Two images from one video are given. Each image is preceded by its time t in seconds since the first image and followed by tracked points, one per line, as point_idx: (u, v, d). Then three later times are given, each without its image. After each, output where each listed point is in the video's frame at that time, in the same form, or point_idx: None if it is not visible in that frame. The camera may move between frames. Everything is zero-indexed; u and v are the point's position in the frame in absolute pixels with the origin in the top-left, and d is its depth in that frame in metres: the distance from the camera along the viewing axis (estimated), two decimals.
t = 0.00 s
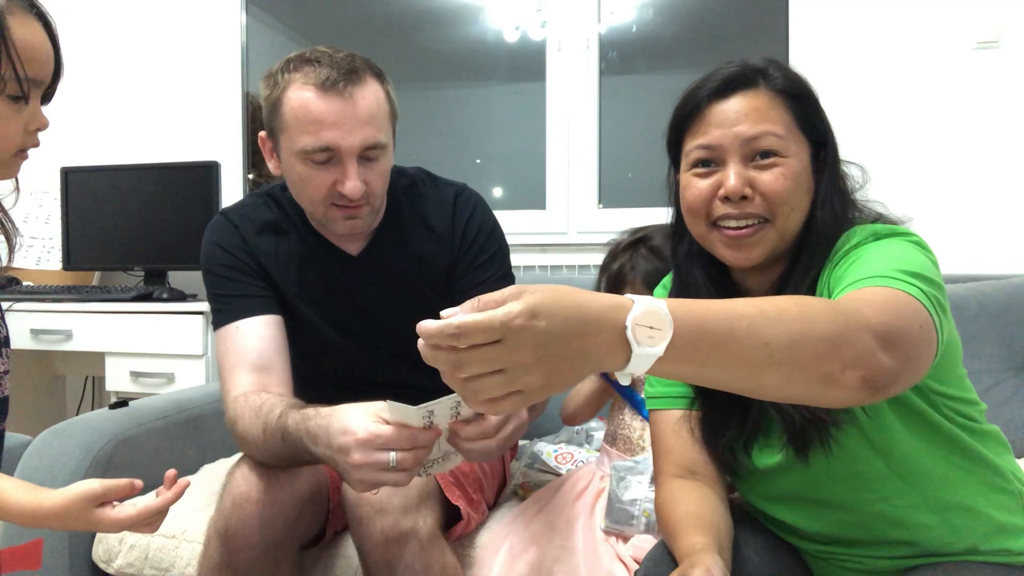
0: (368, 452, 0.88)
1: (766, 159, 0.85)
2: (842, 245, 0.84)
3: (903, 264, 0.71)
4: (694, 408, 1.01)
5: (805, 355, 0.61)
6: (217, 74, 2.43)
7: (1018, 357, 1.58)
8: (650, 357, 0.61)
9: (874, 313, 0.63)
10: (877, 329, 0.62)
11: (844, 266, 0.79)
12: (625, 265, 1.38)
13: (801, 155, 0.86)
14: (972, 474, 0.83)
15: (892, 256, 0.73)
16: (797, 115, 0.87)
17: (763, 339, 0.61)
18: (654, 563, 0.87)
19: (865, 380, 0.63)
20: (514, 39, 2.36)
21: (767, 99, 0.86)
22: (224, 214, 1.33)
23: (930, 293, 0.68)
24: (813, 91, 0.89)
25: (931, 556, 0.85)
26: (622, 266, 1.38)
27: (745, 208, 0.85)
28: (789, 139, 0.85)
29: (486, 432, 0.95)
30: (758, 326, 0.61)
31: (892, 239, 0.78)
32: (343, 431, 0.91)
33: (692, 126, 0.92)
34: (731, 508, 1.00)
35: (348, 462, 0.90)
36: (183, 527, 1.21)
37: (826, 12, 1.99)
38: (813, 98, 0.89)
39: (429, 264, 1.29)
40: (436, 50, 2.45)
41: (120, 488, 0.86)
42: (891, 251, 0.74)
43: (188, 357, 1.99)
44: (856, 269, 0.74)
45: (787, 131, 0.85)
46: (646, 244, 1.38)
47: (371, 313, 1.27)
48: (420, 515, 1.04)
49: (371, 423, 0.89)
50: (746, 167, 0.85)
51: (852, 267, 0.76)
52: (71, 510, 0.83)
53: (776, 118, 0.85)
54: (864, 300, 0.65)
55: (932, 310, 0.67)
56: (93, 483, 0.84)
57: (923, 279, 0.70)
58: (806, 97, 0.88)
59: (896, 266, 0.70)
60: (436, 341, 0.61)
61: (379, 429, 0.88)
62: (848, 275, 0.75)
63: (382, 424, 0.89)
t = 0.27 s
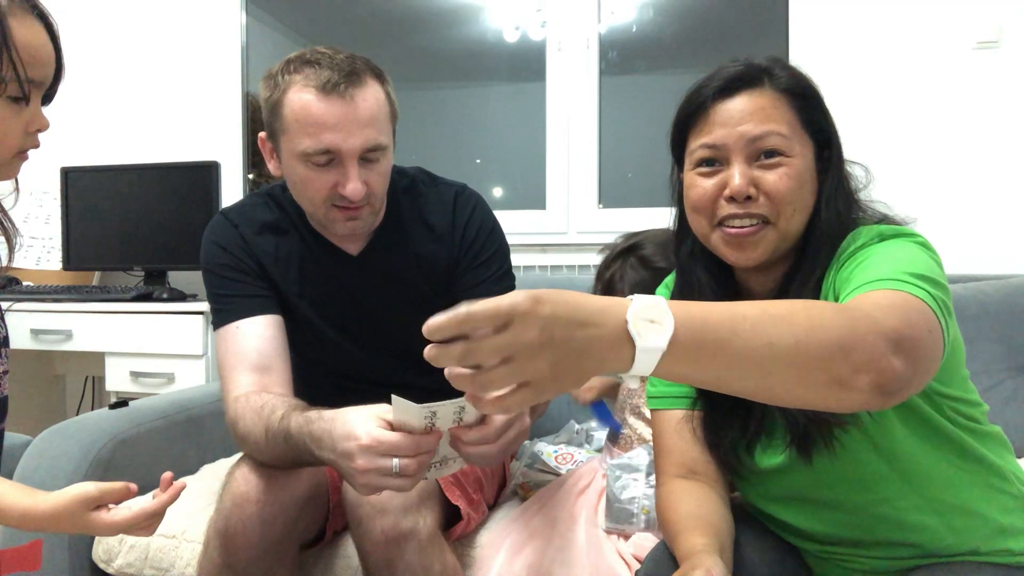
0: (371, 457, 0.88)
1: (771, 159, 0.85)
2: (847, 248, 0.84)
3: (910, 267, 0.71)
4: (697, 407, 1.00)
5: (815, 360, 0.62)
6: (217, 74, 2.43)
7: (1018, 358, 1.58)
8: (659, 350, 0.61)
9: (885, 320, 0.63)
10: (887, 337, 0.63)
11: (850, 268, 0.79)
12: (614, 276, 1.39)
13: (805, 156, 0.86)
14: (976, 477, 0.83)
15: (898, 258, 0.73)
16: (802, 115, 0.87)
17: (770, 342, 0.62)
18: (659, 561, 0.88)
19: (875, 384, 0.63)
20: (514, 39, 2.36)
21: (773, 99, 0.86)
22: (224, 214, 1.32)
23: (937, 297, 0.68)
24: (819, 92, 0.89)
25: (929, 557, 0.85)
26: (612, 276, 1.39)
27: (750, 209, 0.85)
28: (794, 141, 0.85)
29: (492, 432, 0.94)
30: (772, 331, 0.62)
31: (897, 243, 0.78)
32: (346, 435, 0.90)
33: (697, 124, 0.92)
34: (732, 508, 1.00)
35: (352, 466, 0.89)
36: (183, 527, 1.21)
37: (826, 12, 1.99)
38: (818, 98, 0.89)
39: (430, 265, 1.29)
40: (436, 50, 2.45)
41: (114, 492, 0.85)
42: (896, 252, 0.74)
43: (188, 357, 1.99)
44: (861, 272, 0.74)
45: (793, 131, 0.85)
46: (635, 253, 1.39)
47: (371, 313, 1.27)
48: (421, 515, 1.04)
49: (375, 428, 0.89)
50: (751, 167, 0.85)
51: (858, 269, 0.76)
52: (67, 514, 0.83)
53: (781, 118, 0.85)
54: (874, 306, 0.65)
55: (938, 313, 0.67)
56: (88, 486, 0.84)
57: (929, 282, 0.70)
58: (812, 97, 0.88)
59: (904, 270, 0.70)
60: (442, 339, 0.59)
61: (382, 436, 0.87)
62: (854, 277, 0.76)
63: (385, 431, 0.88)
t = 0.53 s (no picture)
0: (345, 469, 0.86)
1: (773, 159, 0.85)
2: (853, 250, 0.84)
3: (921, 266, 0.72)
4: (698, 407, 1.00)
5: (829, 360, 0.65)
6: (217, 74, 2.43)
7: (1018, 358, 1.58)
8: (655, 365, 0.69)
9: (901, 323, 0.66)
10: (902, 339, 0.65)
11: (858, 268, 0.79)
12: (616, 274, 1.38)
13: (808, 155, 0.86)
14: (979, 480, 0.83)
15: (905, 259, 0.74)
16: (805, 113, 0.87)
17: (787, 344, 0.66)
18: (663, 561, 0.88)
19: (893, 383, 0.65)
20: (514, 39, 2.36)
21: (774, 98, 0.86)
22: (223, 214, 1.32)
23: (947, 297, 0.70)
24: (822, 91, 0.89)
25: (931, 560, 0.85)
26: (613, 275, 1.39)
27: (753, 209, 0.85)
28: (796, 139, 0.85)
29: (495, 433, 0.96)
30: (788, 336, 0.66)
31: (905, 243, 0.78)
32: (320, 445, 0.88)
33: (699, 124, 0.92)
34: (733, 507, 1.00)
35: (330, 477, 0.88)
36: (183, 526, 1.21)
37: (826, 13, 1.99)
38: (820, 96, 0.89)
39: (431, 266, 1.29)
40: (436, 50, 2.45)
41: (108, 496, 0.85)
42: (906, 253, 0.75)
43: (188, 357, 1.99)
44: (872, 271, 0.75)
45: (795, 131, 0.85)
46: (638, 252, 1.39)
47: (372, 313, 1.27)
48: (420, 515, 1.04)
49: (347, 439, 0.86)
50: (754, 167, 0.85)
51: (864, 272, 0.77)
52: (61, 518, 0.83)
53: (783, 116, 0.85)
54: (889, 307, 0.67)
55: (949, 313, 0.69)
56: (82, 490, 0.84)
57: (939, 282, 0.72)
58: (813, 95, 0.88)
59: (915, 270, 0.72)
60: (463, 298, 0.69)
61: (351, 448, 0.85)
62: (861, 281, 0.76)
63: (354, 443, 0.85)
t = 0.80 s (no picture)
0: (332, 475, 0.88)
1: (770, 162, 0.85)
2: (857, 254, 0.85)
3: (929, 282, 0.72)
4: (699, 407, 0.99)
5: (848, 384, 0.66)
6: (217, 74, 2.43)
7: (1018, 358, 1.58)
8: (677, 344, 0.73)
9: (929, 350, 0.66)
10: (929, 372, 0.65)
11: (865, 280, 0.80)
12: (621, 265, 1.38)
13: (807, 157, 0.86)
14: (983, 482, 0.83)
15: (915, 274, 0.74)
16: (802, 114, 0.87)
17: (808, 360, 0.68)
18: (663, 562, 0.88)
19: (911, 420, 0.66)
20: (514, 39, 2.36)
21: (771, 100, 0.86)
22: (223, 214, 1.32)
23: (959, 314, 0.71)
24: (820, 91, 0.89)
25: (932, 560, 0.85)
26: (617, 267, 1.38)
27: (752, 212, 0.85)
28: (793, 141, 0.85)
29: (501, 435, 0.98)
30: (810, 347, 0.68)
31: (910, 249, 0.79)
32: (311, 447, 0.91)
33: (696, 127, 0.92)
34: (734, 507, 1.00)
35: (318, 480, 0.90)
36: (183, 526, 1.21)
37: (826, 13, 2.00)
38: (817, 94, 0.89)
39: (432, 265, 1.29)
40: (436, 50, 2.45)
41: (106, 498, 0.86)
42: (914, 264, 0.76)
43: (188, 357, 1.99)
44: (881, 287, 0.75)
45: (793, 133, 0.85)
46: (643, 244, 1.40)
47: (372, 312, 1.27)
48: (420, 515, 1.04)
49: (335, 444, 0.88)
50: (751, 170, 0.85)
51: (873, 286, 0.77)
52: (60, 520, 0.83)
53: (779, 118, 0.85)
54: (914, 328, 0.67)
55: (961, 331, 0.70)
56: (78, 493, 0.84)
57: (947, 297, 0.72)
58: (811, 95, 0.88)
59: (925, 287, 0.72)
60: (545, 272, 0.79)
61: (338, 452, 0.87)
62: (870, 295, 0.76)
63: (342, 448, 0.87)
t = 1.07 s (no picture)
0: (384, 457, 0.88)
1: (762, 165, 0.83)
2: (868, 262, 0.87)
3: (943, 321, 0.76)
4: (700, 407, 0.99)
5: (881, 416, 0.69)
6: (217, 74, 2.43)
7: (1018, 359, 1.58)
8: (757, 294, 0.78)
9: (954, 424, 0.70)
10: (944, 447, 0.69)
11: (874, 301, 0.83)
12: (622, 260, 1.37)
13: (803, 160, 0.84)
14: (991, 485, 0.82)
15: (936, 305, 0.77)
16: (798, 115, 0.85)
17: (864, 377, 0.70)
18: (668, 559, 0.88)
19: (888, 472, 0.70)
20: (514, 39, 2.36)
21: (764, 103, 0.85)
22: (223, 213, 1.32)
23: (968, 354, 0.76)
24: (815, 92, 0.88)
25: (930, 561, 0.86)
26: (618, 261, 1.38)
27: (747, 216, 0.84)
28: (787, 143, 0.84)
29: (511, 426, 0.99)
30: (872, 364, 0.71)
31: (924, 272, 0.82)
32: (354, 438, 0.89)
33: (690, 132, 0.92)
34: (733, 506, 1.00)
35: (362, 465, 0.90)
36: (183, 526, 1.21)
37: (826, 12, 2.00)
38: (810, 94, 0.87)
39: (432, 265, 1.29)
40: (436, 50, 2.45)
41: (100, 502, 0.86)
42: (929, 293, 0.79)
43: (187, 357, 1.99)
44: (897, 317, 0.78)
45: (785, 135, 0.83)
46: (645, 239, 1.40)
47: (371, 311, 1.27)
48: (420, 515, 1.04)
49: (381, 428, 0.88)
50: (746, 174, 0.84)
51: (893, 303, 0.80)
52: (55, 526, 0.83)
53: (772, 120, 0.84)
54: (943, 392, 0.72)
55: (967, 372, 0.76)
56: (74, 498, 0.84)
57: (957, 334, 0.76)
58: (806, 95, 0.87)
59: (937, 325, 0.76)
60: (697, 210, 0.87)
61: (392, 437, 0.86)
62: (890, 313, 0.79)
63: (393, 432, 0.87)
